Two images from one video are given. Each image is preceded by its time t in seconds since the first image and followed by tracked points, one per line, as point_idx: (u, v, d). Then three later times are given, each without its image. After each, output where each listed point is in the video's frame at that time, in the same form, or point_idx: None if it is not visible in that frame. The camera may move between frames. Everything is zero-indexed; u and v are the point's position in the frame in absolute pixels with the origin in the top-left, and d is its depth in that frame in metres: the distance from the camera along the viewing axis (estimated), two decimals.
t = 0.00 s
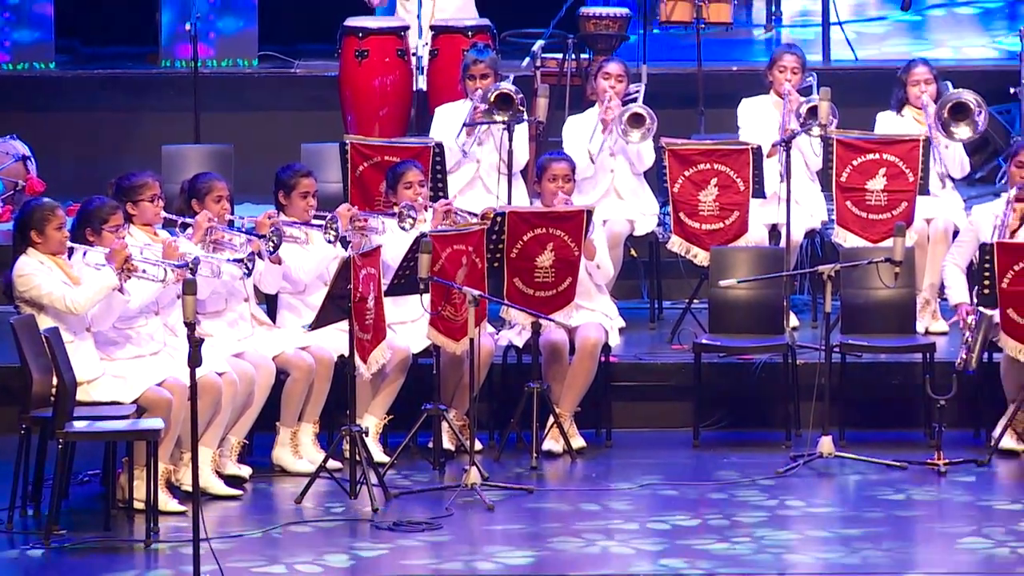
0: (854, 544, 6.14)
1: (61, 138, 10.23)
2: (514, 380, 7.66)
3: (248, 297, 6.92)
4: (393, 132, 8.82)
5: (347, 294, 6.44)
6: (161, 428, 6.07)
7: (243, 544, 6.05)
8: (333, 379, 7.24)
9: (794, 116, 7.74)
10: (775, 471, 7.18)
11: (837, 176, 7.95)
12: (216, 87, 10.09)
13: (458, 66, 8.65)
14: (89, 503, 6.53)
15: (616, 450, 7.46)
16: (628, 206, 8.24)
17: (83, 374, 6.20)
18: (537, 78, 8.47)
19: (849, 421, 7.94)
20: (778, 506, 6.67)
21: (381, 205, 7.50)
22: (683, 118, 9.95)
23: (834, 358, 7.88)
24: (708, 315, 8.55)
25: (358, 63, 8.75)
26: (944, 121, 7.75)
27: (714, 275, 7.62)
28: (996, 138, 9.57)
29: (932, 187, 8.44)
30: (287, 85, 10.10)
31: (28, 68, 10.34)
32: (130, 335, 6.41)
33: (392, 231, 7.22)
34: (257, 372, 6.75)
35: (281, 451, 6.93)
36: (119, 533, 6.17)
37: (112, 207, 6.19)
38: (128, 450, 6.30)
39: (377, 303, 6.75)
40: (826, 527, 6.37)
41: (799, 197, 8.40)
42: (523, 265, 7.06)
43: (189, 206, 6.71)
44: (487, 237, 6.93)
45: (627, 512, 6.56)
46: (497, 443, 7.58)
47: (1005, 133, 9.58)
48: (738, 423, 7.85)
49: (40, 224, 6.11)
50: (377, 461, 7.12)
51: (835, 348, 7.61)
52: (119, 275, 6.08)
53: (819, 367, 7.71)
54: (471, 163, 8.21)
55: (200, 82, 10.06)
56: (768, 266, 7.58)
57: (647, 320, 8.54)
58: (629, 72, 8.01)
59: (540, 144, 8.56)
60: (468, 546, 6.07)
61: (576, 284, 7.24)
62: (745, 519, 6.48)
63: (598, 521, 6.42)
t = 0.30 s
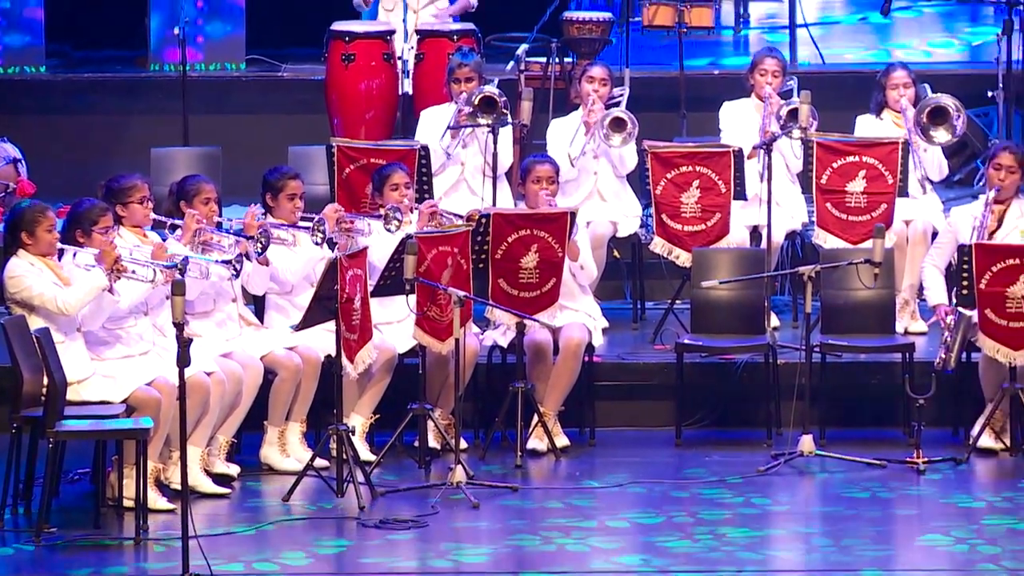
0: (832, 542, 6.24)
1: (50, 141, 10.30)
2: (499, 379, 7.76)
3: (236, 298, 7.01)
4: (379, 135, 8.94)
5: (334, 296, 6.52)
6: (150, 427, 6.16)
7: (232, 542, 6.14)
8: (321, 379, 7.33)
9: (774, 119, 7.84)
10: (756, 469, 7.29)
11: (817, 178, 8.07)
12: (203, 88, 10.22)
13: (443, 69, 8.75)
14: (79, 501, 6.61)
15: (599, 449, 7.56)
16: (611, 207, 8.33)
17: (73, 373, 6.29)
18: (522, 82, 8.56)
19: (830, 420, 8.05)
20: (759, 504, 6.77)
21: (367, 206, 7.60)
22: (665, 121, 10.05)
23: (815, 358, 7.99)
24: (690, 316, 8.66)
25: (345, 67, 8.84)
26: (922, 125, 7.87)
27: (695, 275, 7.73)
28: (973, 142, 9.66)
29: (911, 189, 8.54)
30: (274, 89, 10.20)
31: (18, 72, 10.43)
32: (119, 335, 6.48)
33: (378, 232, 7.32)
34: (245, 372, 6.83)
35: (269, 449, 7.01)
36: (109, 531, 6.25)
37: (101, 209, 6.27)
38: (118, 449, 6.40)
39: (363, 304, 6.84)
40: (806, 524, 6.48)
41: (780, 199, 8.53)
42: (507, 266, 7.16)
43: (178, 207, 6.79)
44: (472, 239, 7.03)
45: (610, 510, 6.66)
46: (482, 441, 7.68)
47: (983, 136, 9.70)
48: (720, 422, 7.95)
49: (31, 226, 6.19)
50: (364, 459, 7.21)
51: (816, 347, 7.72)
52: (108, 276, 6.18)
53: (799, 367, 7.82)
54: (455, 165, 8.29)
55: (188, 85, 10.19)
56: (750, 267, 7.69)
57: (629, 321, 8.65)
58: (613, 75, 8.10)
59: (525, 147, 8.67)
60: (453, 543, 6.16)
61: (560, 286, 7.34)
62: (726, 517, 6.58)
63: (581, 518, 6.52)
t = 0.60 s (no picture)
0: (814, 537, 6.34)
1: (42, 143, 10.37)
2: (486, 377, 7.85)
3: (227, 298, 7.09)
4: (368, 137, 9.02)
5: (323, 294, 6.63)
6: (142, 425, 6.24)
7: (223, 538, 6.23)
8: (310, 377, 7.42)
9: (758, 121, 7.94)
10: (740, 466, 7.39)
11: (801, 178, 8.16)
12: (195, 90, 10.29)
13: (430, 72, 8.84)
14: (72, 498, 6.70)
15: (585, 447, 7.66)
16: (598, 208, 8.43)
17: (66, 372, 6.37)
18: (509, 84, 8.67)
19: (813, 417, 8.16)
20: (742, 500, 6.88)
21: (356, 207, 7.68)
22: (650, 123, 10.16)
23: (797, 356, 8.10)
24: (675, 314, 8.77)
25: (334, 69, 8.93)
26: (904, 127, 7.97)
27: (681, 274, 7.84)
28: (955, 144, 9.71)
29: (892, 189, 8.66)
30: (263, 91, 10.31)
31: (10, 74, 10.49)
32: (112, 333, 6.55)
33: (367, 233, 7.41)
34: (235, 370, 6.92)
35: (260, 447, 7.11)
36: (101, 527, 6.34)
37: (94, 210, 6.34)
38: (109, 446, 6.50)
39: (352, 303, 6.92)
40: (788, 521, 6.58)
41: (763, 199, 8.64)
42: (494, 266, 7.25)
43: (170, 208, 6.88)
44: (460, 239, 7.12)
45: (596, 506, 6.76)
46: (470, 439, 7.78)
47: (964, 137, 9.81)
48: (705, 420, 8.06)
49: (24, 226, 6.27)
50: (353, 456, 7.31)
51: (799, 346, 7.82)
52: (100, 274, 6.22)
53: (782, 365, 7.93)
54: (443, 166, 8.39)
55: (180, 87, 10.28)
56: (734, 267, 7.81)
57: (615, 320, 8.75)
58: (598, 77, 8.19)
59: (512, 148, 8.77)
60: (441, 539, 6.25)
61: (546, 285, 7.46)
62: (710, 513, 6.68)
63: (567, 515, 6.62)
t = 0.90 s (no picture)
0: (798, 535, 6.44)
1: (37, 145, 10.47)
2: (475, 377, 7.95)
3: (218, 299, 7.17)
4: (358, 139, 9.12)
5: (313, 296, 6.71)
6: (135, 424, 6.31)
7: (214, 536, 6.31)
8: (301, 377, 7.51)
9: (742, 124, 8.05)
10: (725, 465, 7.49)
11: (784, 181, 8.29)
12: (188, 93, 10.40)
13: (420, 76, 8.93)
14: (66, 496, 6.78)
15: (572, 445, 7.76)
16: (585, 209, 8.54)
17: (59, 371, 6.46)
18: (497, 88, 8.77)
19: (797, 417, 8.27)
20: (727, 498, 6.97)
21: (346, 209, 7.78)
22: (637, 126, 10.26)
23: (781, 356, 8.21)
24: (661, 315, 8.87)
25: (324, 73, 9.01)
26: (888, 131, 8.08)
27: (667, 275, 7.93)
28: (937, 146, 9.85)
29: (875, 192, 8.76)
30: (255, 93, 10.40)
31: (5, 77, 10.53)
32: (105, 333, 6.64)
33: (357, 235, 7.51)
34: (227, 370, 7.00)
35: (251, 446, 7.19)
36: (94, 525, 6.42)
37: (86, 211, 6.40)
38: (102, 445, 6.58)
39: (342, 304, 7.00)
40: (773, 519, 6.68)
41: (749, 202, 8.74)
42: (483, 267, 7.35)
43: (162, 210, 6.95)
44: (448, 240, 7.22)
45: (583, 504, 6.85)
46: (458, 438, 7.88)
47: (947, 140, 9.93)
48: (691, 419, 8.16)
49: (17, 228, 6.34)
50: (343, 455, 7.40)
51: (783, 346, 7.92)
52: (94, 274, 6.30)
53: (767, 365, 8.03)
54: (432, 169, 8.49)
55: (173, 91, 10.38)
56: (719, 268, 7.90)
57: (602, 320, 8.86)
58: (585, 81, 8.29)
59: (500, 150, 8.87)
60: (430, 537, 6.34)
61: (534, 286, 7.54)
62: (695, 511, 6.77)
63: (554, 513, 6.71)
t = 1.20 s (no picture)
0: (783, 531, 6.54)
1: (33, 147, 10.55)
2: (465, 375, 8.05)
3: (212, 296, 7.29)
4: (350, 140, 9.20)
5: (305, 294, 6.79)
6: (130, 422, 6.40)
7: (207, 532, 6.41)
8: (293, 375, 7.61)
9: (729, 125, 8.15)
10: (712, 461, 7.60)
11: (771, 181, 8.39)
12: (182, 96, 10.50)
13: (410, 77, 9.02)
14: (62, 493, 6.88)
15: (561, 442, 7.86)
16: (573, 210, 8.64)
17: (55, 369, 6.54)
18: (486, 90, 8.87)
19: (784, 414, 8.38)
20: (714, 494, 7.08)
21: (339, 210, 7.87)
22: (624, 128, 10.38)
23: (767, 354, 8.30)
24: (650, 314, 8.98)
25: (316, 75, 9.11)
26: (874, 133, 8.19)
27: (654, 274, 8.04)
28: (921, 147, 9.92)
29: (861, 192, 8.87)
30: (249, 96, 10.50)
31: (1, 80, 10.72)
32: (101, 331, 6.73)
33: (349, 235, 7.61)
34: (220, 368, 7.09)
35: (244, 443, 7.30)
36: (89, 521, 6.51)
37: (82, 212, 6.50)
38: (98, 442, 6.67)
39: (334, 303, 7.10)
40: (760, 514, 6.79)
41: (736, 202, 8.85)
42: (473, 267, 7.46)
43: (157, 210, 7.04)
44: (439, 241, 7.35)
45: (572, 500, 6.96)
46: (449, 435, 7.98)
47: (931, 141, 10.04)
48: (678, 417, 8.27)
49: (13, 228, 6.41)
50: (335, 453, 7.50)
51: (770, 344, 8.03)
52: (89, 273, 6.38)
53: (753, 363, 8.14)
54: (422, 169, 8.58)
55: (168, 93, 10.47)
56: (706, 267, 8.01)
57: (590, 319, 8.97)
58: (574, 83, 8.40)
59: (490, 151, 8.97)
60: (421, 533, 6.45)
61: (523, 285, 7.62)
62: (682, 507, 6.88)
63: (544, 508, 6.82)
